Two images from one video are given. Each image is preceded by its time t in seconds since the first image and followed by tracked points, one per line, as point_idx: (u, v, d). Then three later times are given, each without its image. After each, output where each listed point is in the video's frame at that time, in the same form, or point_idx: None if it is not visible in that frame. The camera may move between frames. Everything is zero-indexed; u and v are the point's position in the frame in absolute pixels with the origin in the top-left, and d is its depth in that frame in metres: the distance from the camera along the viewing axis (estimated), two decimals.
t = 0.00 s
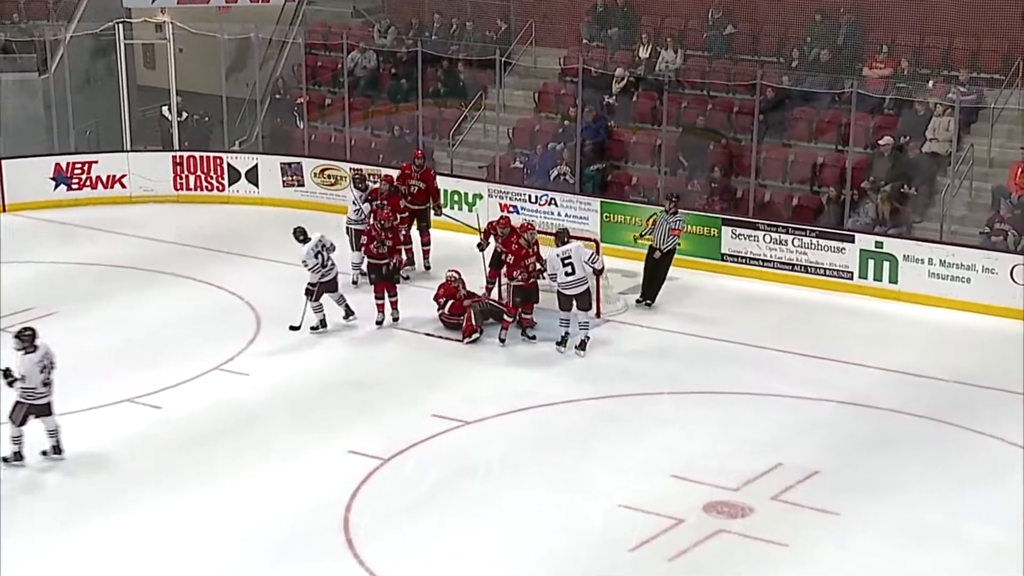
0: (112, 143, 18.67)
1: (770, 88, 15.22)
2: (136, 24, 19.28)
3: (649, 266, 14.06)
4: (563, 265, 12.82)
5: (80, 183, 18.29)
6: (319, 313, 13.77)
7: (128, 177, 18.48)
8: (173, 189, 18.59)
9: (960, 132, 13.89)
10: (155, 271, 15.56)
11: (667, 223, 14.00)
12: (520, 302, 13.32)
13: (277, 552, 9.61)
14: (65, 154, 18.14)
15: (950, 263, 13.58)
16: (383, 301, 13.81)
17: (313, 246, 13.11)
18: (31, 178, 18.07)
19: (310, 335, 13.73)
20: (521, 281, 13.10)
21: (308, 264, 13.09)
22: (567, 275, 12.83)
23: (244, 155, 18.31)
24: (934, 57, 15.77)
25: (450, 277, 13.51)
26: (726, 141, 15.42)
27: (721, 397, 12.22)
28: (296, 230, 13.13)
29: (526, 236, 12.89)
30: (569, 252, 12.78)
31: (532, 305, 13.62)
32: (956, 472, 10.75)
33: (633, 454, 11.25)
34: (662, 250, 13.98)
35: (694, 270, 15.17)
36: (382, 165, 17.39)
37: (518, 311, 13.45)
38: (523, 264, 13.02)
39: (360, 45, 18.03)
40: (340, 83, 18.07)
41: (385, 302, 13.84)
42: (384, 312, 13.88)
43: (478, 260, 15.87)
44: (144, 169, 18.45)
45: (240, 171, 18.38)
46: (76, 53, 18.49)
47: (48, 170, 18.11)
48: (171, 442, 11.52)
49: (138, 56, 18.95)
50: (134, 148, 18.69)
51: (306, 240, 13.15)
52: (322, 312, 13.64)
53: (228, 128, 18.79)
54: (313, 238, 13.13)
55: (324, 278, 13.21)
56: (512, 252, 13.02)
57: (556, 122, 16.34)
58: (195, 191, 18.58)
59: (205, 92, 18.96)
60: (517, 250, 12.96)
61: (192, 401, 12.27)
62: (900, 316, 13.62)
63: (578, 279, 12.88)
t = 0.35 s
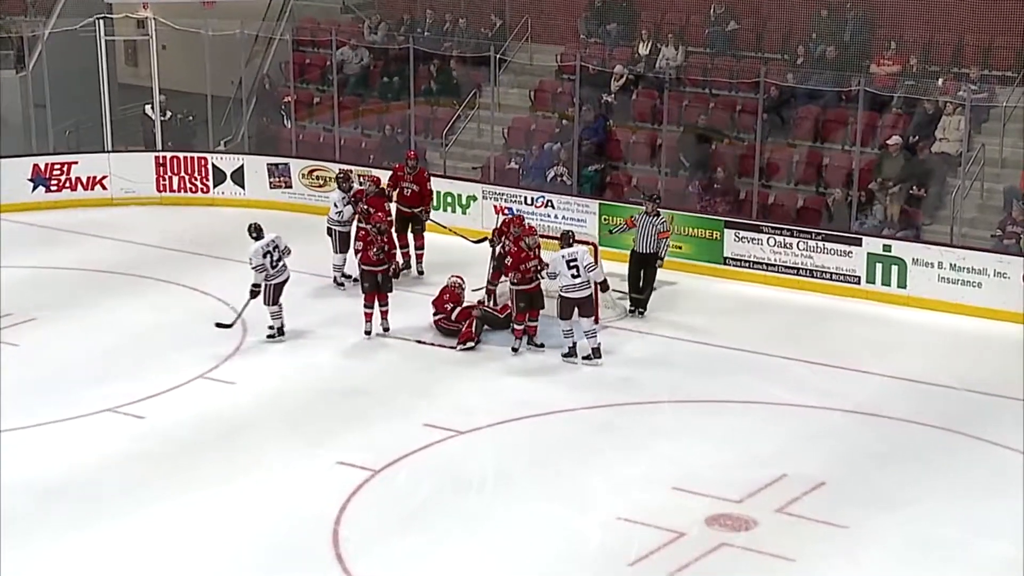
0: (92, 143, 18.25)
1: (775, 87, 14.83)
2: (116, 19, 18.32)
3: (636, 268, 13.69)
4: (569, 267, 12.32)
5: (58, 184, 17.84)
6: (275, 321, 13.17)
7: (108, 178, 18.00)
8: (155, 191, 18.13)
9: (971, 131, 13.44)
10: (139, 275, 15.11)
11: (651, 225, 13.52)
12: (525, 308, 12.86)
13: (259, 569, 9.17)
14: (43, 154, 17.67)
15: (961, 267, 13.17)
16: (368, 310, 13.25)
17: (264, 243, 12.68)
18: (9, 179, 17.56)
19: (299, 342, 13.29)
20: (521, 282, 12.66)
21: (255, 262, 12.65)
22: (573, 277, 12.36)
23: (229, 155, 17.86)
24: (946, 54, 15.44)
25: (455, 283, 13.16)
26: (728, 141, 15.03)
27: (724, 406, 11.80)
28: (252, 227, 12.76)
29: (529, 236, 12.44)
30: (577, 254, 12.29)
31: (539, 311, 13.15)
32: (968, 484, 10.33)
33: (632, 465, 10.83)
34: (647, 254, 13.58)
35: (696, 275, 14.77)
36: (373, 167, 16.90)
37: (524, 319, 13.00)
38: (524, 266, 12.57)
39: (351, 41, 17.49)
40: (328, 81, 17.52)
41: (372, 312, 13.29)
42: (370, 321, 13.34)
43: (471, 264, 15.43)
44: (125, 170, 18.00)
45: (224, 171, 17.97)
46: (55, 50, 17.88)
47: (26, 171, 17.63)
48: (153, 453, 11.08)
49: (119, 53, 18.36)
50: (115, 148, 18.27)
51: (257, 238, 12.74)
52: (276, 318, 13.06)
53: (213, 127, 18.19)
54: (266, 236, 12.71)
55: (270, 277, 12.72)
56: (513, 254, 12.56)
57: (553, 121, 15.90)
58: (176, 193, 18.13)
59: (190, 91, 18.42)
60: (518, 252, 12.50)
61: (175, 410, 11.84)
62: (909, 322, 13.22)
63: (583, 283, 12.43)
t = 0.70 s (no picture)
0: (75, 143, 17.54)
1: (780, 83, 14.45)
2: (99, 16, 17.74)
3: (633, 269, 13.19)
4: (581, 271, 11.98)
5: (39, 186, 17.32)
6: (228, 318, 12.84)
7: (90, 179, 17.50)
8: (139, 192, 17.64)
9: (980, 131, 12.97)
10: (123, 280, 14.70)
11: (641, 227, 12.98)
12: (519, 313, 12.40)
13: None
14: (22, 155, 17.15)
15: (972, 271, 12.84)
16: (361, 317, 12.81)
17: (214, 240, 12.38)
18: None
19: (289, 348, 12.91)
20: (518, 286, 12.29)
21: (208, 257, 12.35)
22: (585, 283, 12.03)
23: (217, 155, 17.43)
24: (956, 50, 15.00)
25: (461, 282, 12.96)
26: (731, 140, 14.64)
27: (727, 414, 11.43)
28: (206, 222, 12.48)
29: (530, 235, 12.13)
30: (587, 258, 11.97)
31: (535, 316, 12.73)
32: (980, 494, 9.97)
33: (632, 474, 10.45)
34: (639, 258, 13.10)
35: (698, 278, 14.40)
36: (364, 167, 16.50)
37: (519, 323, 12.57)
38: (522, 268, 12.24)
39: (343, 37, 16.91)
40: (318, 78, 17.00)
41: (365, 319, 12.84)
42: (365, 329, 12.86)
43: (466, 268, 15.05)
44: (107, 171, 17.49)
45: (211, 172, 17.53)
46: (37, 47, 17.21)
47: (6, 172, 17.11)
48: (136, 463, 10.69)
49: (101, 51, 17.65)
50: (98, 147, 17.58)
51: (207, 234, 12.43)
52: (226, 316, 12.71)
53: (199, 126, 17.71)
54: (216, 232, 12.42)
55: (219, 274, 12.41)
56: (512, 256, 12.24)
57: (550, 119, 15.50)
58: (161, 194, 17.67)
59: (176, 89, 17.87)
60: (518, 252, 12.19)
61: (159, 418, 11.44)
62: (918, 327, 12.87)
63: (592, 289, 12.10)
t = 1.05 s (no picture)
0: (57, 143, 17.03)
1: (787, 83, 14.09)
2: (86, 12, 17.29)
3: (632, 275, 12.84)
4: (585, 276, 11.62)
5: (21, 187, 16.83)
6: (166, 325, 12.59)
7: (75, 180, 17.07)
8: (125, 194, 17.27)
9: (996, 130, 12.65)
10: (110, 284, 14.32)
11: (642, 233, 12.60)
12: (524, 320, 12.11)
13: None
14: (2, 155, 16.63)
15: (986, 275, 12.51)
16: (361, 326, 12.38)
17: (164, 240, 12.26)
18: None
19: (280, 355, 12.52)
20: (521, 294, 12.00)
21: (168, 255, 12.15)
22: (590, 288, 11.67)
23: (205, 155, 17.09)
24: (967, 47, 14.60)
25: (480, 287, 12.54)
26: (739, 141, 14.26)
27: (732, 423, 11.06)
28: (150, 223, 12.24)
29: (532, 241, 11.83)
30: (592, 262, 11.60)
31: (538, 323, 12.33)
32: (996, 506, 9.59)
33: (635, 485, 10.07)
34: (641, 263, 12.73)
35: (703, 283, 14.07)
36: (358, 167, 16.18)
37: (523, 332, 12.21)
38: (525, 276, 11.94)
39: (336, 33, 16.62)
40: (309, 76, 16.92)
41: (365, 328, 12.43)
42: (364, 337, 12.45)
43: (463, 272, 14.70)
44: (91, 171, 17.08)
45: (200, 173, 17.17)
46: (18, 44, 16.71)
47: None
48: (120, 474, 10.32)
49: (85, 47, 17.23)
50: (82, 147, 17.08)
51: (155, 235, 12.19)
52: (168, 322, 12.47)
53: (187, 126, 17.33)
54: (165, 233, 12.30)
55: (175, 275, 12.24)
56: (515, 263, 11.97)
57: (552, 119, 15.12)
58: (148, 196, 17.30)
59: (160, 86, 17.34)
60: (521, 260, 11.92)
61: (145, 428, 11.07)
62: (931, 334, 12.53)
63: (597, 295, 11.75)
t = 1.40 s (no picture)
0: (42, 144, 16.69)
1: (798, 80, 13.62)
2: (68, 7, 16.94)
3: (635, 283, 12.44)
4: (588, 279, 11.21)
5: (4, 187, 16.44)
6: (99, 332, 12.20)
7: (59, 180, 16.65)
8: (112, 195, 16.87)
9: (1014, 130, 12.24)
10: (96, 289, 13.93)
11: (646, 237, 12.21)
12: (531, 328, 11.61)
13: None
14: None
15: (1002, 278, 12.12)
16: (359, 333, 11.96)
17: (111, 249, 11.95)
18: None
19: (272, 363, 12.12)
20: (525, 303, 11.48)
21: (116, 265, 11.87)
22: (592, 291, 11.27)
23: (195, 155, 16.71)
24: (984, 43, 14.07)
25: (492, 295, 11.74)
26: (748, 141, 13.82)
27: (740, 433, 10.66)
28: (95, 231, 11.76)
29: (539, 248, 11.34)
30: (593, 263, 11.18)
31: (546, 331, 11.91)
32: (1017, 519, 9.19)
33: (640, 496, 9.68)
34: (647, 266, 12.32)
35: (711, 287, 13.72)
36: (352, 167, 15.80)
37: (529, 340, 11.73)
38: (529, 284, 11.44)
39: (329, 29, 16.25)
40: (303, 73, 16.31)
41: (362, 335, 12.02)
42: (360, 344, 12.05)
43: (462, 278, 14.33)
44: (75, 171, 16.64)
45: (190, 174, 16.79)
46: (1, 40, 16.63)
47: None
48: (103, 485, 9.92)
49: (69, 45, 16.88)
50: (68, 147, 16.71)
51: (100, 242, 11.83)
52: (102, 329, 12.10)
53: (175, 125, 16.91)
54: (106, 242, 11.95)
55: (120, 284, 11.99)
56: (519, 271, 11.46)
57: (553, 117, 14.72)
58: (135, 198, 16.92)
59: (147, 84, 16.98)
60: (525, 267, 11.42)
61: (132, 437, 10.68)
62: (946, 341, 12.15)
63: (598, 297, 11.35)
